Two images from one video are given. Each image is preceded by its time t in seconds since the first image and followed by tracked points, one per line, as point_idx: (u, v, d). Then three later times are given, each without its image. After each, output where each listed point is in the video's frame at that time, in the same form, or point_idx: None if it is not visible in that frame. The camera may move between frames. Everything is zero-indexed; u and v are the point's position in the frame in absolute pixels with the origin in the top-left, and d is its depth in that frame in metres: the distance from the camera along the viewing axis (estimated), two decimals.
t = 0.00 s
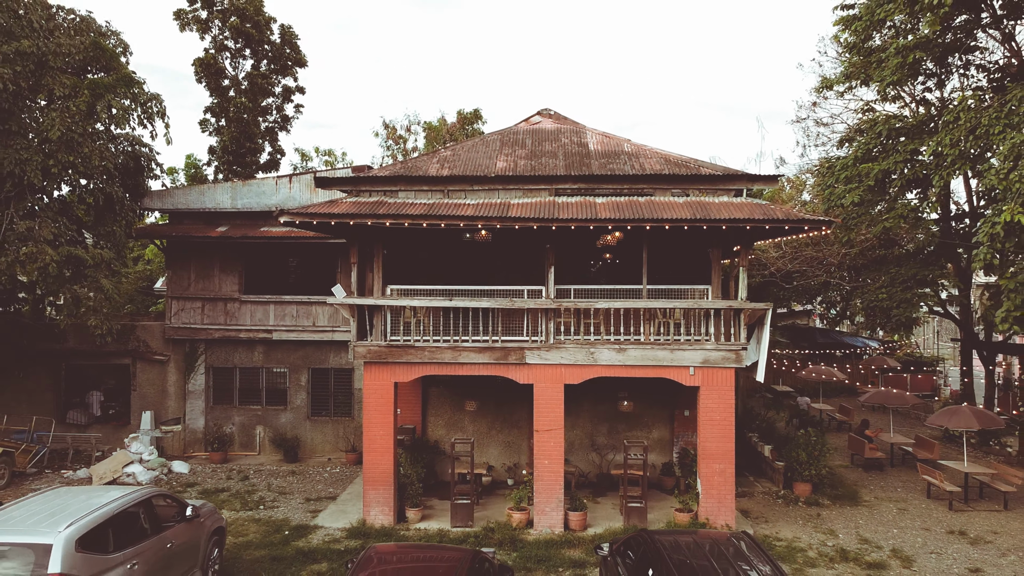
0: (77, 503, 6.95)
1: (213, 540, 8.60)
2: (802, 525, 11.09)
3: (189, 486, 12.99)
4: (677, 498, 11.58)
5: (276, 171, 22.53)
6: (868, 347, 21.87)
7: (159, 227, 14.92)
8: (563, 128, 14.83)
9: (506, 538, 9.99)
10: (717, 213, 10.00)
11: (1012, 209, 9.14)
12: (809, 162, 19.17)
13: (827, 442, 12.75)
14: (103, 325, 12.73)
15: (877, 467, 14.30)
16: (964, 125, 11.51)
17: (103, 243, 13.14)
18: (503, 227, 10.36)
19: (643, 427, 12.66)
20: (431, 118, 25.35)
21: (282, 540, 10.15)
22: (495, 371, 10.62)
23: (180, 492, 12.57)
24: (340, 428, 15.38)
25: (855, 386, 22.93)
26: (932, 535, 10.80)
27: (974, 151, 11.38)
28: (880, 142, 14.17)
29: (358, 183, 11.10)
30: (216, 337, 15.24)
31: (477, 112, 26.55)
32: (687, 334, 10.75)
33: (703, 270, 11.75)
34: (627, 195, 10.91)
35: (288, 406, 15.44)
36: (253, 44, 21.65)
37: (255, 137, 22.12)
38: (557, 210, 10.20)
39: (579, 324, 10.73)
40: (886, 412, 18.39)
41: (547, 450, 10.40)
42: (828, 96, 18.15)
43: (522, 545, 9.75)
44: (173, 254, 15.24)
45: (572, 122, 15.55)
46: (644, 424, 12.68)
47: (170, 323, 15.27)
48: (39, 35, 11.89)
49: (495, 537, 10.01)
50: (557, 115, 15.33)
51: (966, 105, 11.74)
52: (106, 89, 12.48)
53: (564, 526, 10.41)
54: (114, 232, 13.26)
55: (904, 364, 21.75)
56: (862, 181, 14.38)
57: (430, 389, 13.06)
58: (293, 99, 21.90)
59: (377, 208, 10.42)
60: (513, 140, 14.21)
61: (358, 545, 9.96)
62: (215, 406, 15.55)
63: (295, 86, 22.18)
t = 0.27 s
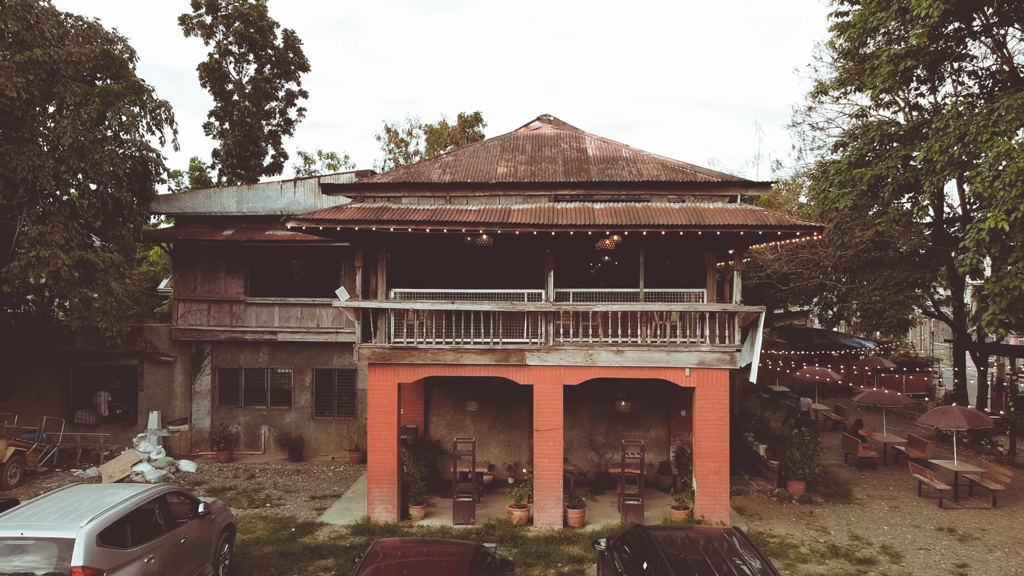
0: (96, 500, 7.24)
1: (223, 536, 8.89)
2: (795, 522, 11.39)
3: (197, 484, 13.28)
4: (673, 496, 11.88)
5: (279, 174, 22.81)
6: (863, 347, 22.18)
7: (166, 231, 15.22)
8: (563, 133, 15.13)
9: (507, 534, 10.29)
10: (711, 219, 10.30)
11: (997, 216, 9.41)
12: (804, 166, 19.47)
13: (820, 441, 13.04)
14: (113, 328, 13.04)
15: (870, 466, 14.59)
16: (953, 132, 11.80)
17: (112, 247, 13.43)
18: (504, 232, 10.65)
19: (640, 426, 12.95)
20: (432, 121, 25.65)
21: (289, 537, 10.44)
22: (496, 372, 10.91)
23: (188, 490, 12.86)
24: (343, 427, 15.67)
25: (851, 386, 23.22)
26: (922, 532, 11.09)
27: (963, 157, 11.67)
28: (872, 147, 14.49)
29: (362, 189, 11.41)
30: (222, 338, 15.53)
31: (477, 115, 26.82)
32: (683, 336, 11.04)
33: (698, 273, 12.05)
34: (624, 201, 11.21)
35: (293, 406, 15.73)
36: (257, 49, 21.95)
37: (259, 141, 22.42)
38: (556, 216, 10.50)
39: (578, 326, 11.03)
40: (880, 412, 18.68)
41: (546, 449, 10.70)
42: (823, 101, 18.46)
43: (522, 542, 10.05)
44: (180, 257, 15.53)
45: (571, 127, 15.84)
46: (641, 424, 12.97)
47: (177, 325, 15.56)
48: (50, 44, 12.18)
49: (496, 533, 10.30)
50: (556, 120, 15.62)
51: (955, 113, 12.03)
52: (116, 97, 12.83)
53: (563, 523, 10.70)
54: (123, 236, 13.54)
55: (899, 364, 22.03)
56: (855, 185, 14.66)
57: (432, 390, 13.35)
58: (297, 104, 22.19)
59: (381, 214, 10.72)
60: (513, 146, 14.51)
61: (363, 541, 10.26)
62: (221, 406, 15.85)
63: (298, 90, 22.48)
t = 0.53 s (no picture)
0: (111, 498, 7.54)
1: (233, 533, 9.17)
2: (788, 520, 11.68)
3: (204, 483, 13.57)
4: (670, 494, 12.17)
5: (282, 177, 23.12)
6: (859, 348, 22.46)
7: (173, 235, 15.52)
8: (562, 139, 15.41)
9: (507, 531, 10.58)
10: (706, 225, 10.59)
11: (981, 223, 9.67)
12: (800, 169, 19.75)
13: (814, 441, 13.32)
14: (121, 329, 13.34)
15: (864, 465, 14.88)
16: (942, 139, 12.07)
17: (120, 250, 13.73)
18: (504, 237, 10.94)
19: (638, 426, 13.25)
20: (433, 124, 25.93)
21: (295, 534, 10.73)
22: (497, 374, 11.20)
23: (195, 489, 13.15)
24: (347, 427, 15.96)
25: (847, 386, 23.50)
26: (912, 529, 11.39)
27: (952, 163, 11.94)
28: (866, 152, 14.71)
29: (366, 195, 11.71)
30: (227, 340, 15.82)
31: (478, 118, 27.10)
32: (679, 338, 11.33)
33: (694, 277, 12.35)
34: (622, 207, 11.51)
35: (297, 406, 16.02)
36: (260, 54, 22.27)
37: (262, 145, 22.72)
38: (555, 221, 10.80)
39: (577, 329, 11.32)
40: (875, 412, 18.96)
41: (546, 448, 10.99)
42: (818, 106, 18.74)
43: (522, 538, 10.34)
44: (186, 260, 15.82)
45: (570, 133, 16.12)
46: (639, 423, 13.27)
47: (183, 326, 15.85)
48: (62, 53, 12.51)
49: (496, 530, 10.59)
50: (555, 125, 15.91)
51: (944, 120, 12.30)
52: (126, 105, 13.15)
53: (562, 520, 11.00)
54: (131, 240, 13.81)
55: (894, 365, 22.32)
56: (849, 190, 14.88)
57: (434, 390, 13.63)
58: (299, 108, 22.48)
59: (385, 220, 11.02)
60: (513, 151, 14.80)
61: (368, 538, 10.55)
62: (227, 406, 16.14)
63: (301, 95, 22.78)
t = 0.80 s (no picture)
0: (126, 495, 7.83)
1: (242, 530, 9.47)
2: (782, 517, 11.98)
3: (210, 482, 13.86)
4: (666, 492, 12.47)
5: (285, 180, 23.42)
6: (855, 348, 22.74)
7: (179, 237, 15.82)
8: (561, 143, 15.70)
9: (508, 528, 10.88)
10: (701, 229, 10.88)
11: (967, 228, 9.97)
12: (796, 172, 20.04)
13: (808, 440, 13.62)
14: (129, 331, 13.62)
15: (858, 463, 15.17)
16: (932, 145, 12.35)
17: (128, 254, 13.99)
18: (505, 242, 11.23)
19: (635, 426, 13.54)
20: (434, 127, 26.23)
21: (302, 530, 11.03)
22: (497, 374, 11.49)
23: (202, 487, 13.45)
24: (350, 427, 16.25)
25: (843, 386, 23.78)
26: (902, 526, 11.69)
27: (942, 169, 12.24)
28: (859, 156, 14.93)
29: (370, 201, 12.00)
30: (233, 341, 16.10)
31: (478, 121, 27.40)
32: (675, 340, 11.61)
33: (690, 280, 12.63)
34: (619, 212, 11.80)
35: (301, 406, 16.31)
36: (263, 59, 22.59)
37: (266, 148, 23.02)
38: (554, 226, 11.09)
39: (575, 331, 11.60)
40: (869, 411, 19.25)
41: (545, 447, 11.28)
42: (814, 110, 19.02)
43: (522, 535, 10.64)
44: (192, 262, 16.10)
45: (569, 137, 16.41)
46: (637, 423, 13.56)
47: (189, 328, 16.13)
48: (72, 61, 12.82)
49: (497, 527, 10.88)
50: (555, 130, 16.19)
51: (934, 127, 12.58)
52: (134, 112, 13.46)
53: (561, 517, 11.30)
54: (139, 244, 14.07)
55: (890, 365, 22.60)
56: (843, 194, 15.12)
57: (436, 391, 13.92)
58: (302, 111, 22.77)
59: (388, 225, 11.31)
60: (513, 156, 15.09)
61: (372, 534, 10.85)
62: (232, 406, 16.42)
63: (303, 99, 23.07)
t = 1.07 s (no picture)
0: (140, 492, 8.11)
1: (250, 527, 9.75)
2: (775, 514, 12.27)
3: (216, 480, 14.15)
4: (663, 490, 12.76)
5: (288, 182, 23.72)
6: (851, 349, 23.02)
7: (185, 240, 16.11)
8: (560, 148, 15.98)
9: (508, 525, 11.17)
10: (696, 234, 11.17)
11: (954, 233, 10.29)
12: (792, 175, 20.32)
13: (801, 439, 13.91)
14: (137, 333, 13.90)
15: (851, 462, 15.46)
16: (921, 151, 12.64)
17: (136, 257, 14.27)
18: (505, 246, 11.52)
19: (633, 425, 13.83)
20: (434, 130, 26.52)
21: (307, 527, 11.32)
22: (498, 375, 11.77)
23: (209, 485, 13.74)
24: (352, 427, 16.53)
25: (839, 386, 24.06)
26: (892, 523, 11.98)
27: (931, 174, 12.51)
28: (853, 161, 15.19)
29: (373, 205, 12.29)
30: (237, 342, 16.39)
31: (478, 124, 27.69)
32: (671, 341, 11.90)
33: (686, 283, 12.92)
34: (616, 217, 12.10)
35: (305, 406, 16.60)
36: (267, 63, 22.90)
37: (268, 151, 23.31)
38: (553, 231, 11.38)
39: (574, 333, 11.88)
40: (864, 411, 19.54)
41: (544, 446, 11.58)
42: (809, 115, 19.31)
43: (522, 531, 10.93)
44: (197, 265, 16.38)
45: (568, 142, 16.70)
46: (634, 423, 13.85)
47: (195, 329, 16.41)
48: (82, 68, 13.14)
49: (497, 524, 11.17)
50: (554, 136, 16.47)
51: (924, 133, 12.85)
52: (142, 118, 13.77)
53: (560, 514, 11.59)
54: (147, 247, 14.34)
55: (885, 365, 22.88)
56: (837, 198, 15.39)
57: (437, 391, 14.20)
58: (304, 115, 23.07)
59: (391, 229, 11.60)
60: (513, 160, 15.38)
61: (376, 531, 11.14)
62: (236, 406, 16.71)
63: (306, 102, 23.37)
